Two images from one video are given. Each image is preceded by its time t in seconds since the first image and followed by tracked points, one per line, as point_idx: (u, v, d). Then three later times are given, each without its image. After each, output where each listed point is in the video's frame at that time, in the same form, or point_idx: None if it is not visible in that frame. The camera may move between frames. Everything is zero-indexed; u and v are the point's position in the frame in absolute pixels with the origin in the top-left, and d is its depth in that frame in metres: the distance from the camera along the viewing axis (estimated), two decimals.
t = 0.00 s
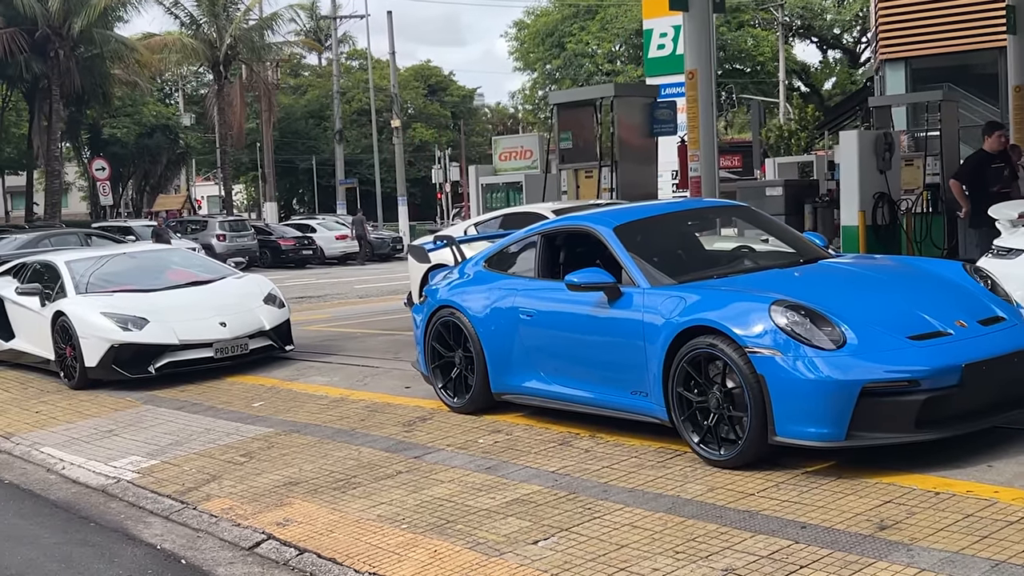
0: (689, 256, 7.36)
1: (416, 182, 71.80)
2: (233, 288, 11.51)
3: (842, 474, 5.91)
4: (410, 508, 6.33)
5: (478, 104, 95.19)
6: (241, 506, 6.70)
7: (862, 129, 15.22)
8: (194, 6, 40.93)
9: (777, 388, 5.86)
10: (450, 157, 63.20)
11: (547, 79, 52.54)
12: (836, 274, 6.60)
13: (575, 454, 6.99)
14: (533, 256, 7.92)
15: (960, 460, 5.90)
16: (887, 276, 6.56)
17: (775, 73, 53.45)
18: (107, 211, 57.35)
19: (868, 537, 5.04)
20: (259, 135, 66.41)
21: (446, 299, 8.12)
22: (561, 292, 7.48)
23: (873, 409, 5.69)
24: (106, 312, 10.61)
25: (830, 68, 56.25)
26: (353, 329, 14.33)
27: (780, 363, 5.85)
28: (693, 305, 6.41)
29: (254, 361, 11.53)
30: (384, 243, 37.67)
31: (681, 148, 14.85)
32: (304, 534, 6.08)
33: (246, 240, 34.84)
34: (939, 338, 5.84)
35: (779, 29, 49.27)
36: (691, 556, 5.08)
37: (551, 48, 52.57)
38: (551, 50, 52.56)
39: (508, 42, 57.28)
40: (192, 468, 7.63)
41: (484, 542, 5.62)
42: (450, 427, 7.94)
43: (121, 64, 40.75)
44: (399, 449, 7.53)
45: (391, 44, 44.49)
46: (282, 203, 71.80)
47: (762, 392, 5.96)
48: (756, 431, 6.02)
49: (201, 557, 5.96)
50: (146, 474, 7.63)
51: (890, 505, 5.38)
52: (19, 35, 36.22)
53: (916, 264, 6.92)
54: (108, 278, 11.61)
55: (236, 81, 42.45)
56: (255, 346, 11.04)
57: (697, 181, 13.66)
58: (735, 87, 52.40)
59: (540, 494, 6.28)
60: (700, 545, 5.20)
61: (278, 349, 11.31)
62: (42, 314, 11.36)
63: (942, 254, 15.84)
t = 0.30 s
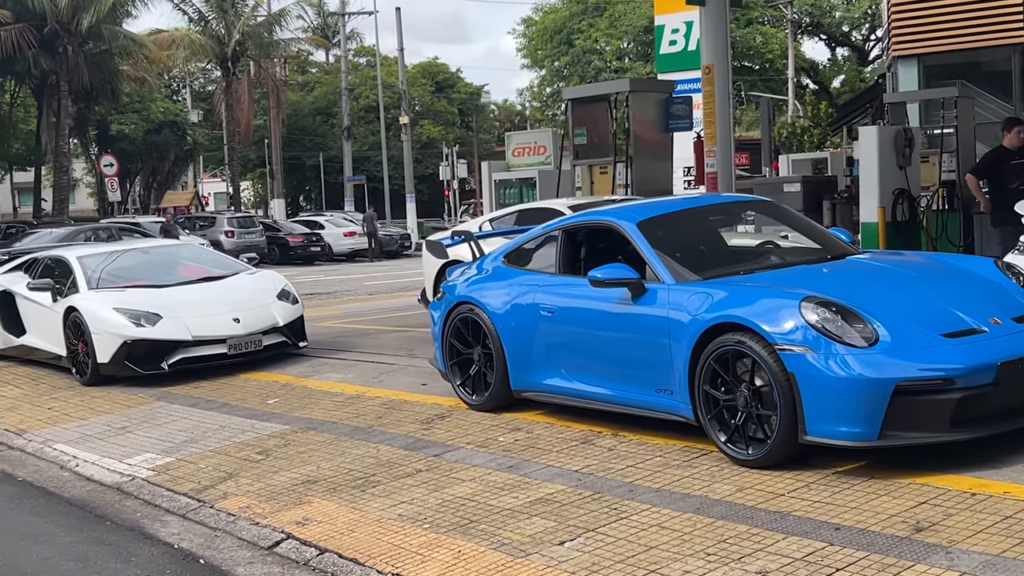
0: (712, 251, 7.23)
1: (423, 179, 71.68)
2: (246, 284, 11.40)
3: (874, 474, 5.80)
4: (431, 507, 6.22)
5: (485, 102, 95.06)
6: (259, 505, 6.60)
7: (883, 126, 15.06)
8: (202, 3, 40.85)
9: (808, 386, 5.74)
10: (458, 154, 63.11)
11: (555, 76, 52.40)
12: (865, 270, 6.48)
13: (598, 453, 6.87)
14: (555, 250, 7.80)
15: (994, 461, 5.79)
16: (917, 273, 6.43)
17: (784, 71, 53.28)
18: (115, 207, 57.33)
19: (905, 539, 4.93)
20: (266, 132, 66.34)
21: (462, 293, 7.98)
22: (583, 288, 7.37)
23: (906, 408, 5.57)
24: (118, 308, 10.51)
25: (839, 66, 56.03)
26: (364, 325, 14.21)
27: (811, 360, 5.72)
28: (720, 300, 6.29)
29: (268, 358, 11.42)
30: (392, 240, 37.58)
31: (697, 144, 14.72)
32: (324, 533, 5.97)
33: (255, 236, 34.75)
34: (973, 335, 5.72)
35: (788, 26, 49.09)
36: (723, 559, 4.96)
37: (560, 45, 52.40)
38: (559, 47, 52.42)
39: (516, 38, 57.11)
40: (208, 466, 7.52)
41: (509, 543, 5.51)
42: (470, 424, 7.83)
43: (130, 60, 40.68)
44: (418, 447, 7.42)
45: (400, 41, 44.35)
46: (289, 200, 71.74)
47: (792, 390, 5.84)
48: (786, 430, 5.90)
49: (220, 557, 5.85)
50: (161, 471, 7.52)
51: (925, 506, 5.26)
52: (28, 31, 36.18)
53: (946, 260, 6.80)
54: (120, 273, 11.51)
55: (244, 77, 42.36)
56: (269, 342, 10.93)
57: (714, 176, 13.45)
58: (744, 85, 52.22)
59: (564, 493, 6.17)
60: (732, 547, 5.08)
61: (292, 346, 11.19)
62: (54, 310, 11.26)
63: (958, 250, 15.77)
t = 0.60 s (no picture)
0: (734, 257, 7.08)
1: (430, 180, 71.55)
2: (258, 288, 11.26)
3: (906, 489, 5.66)
4: (451, 520, 6.07)
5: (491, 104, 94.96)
6: (274, 516, 6.45)
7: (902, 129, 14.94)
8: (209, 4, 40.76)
9: (840, 397, 5.59)
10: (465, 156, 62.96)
11: (563, 78, 52.28)
12: (894, 278, 6.33)
13: (620, 464, 6.75)
14: (573, 256, 7.64)
15: None
16: (949, 280, 6.28)
17: (792, 73, 53.06)
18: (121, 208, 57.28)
19: (943, 557, 4.78)
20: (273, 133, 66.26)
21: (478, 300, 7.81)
22: (604, 294, 7.22)
23: (941, 420, 5.42)
24: (128, 312, 10.36)
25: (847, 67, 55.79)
26: (376, 330, 14.07)
27: (843, 372, 5.57)
28: (747, 309, 6.15)
29: (279, 363, 11.27)
30: (400, 242, 37.42)
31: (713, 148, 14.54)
32: (342, 547, 5.82)
33: (262, 238, 34.60)
34: (1009, 346, 5.57)
35: (796, 27, 48.87)
36: None
37: (567, 47, 52.26)
38: (566, 49, 52.27)
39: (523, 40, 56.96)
40: (221, 475, 7.38)
41: (532, 559, 5.36)
42: (488, 433, 7.68)
43: (137, 61, 40.59)
44: (435, 457, 7.27)
45: (407, 41, 44.20)
46: (296, 201, 71.67)
47: (822, 401, 5.70)
48: (816, 442, 5.77)
49: (234, 571, 5.70)
50: (173, 481, 7.38)
51: (961, 523, 5.12)
52: (35, 32, 36.11)
53: (976, 267, 6.65)
54: (129, 276, 11.37)
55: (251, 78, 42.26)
56: (280, 347, 10.79)
57: (729, 180, 13.29)
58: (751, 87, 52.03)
59: (587, 506, 6.02)
60: (763, 565, 4.93)
61: (303, 351, 11.05)
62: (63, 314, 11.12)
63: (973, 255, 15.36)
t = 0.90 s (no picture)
0: (757, 261, 6.96)
1: (437, 183, 71.38)
2: (270, 292, 11.15)
3: (939, 499, 5.54)
4: (472, 529, 5.95)
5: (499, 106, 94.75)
6: (291, 524, 6.34)
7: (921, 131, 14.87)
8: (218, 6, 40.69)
9: (871, 406, 5.46)
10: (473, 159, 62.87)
11: (571, 80, 52.08)
12: (924, 283, 6.20)
13: (644, 472, 6.63)
14: (594, 260, 7.51)
15: None
16: (980, 286, 6.15)
17: (801, 75, 52.81)
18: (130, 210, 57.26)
19: (981, 569, 4.66)
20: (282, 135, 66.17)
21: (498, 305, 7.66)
22: (627, 298, 7.08)
23: (976, 429, 5.29)
24: (139, 316, 10.26)
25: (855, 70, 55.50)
26: (388, 334, 13.94)
27: (875, 379, 5.44)
28: (774, 315, 6.02)
29: (292, 367, 11.17)
30: (409, 244, 37.31)
31: (727, 150, 14.34)
32: (361, 556, 5.71)
33: (271, 241, 34.47)
34: None
35: (805, 30, 48.72)
36: None
37: (575, 48, 52.12)
38: (574, 50, 52.09)
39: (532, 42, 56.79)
40: (236, 482, 7.27)
41: (556, 570, 5.24)
42: (506, 440, 7.56)
43: (146, 63, 40.51)
44: (454, 464, 7.16)
45: (416, 44, 44.07)
46: (304, 204, 71.56)
47: (853, 409, 5.57)
48: (847, 451, 5.64)
49: None
50: (187, 488, 7.27)
51: (998, 535, 5.00)
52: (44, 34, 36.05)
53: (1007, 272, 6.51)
54: (141, 279, 11.26)
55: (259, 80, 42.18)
56: (293, 351, 10.69)
57: (745, 182, 13.10)
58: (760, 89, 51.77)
59: (611, 516, 5.90)
60: None
61: (316, 355, 10.94)
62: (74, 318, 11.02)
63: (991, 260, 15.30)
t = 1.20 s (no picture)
0: (783, 264, 6.86)
1: (445, 186, 71.18)
2: (285, 295, 11.03)
3: (979, 506, 5.44)
4: (499, 535, 5.84)
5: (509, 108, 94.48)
6: (315, 531, 6.23)
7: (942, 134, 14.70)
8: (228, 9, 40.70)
9: (910, 410, 5.35)
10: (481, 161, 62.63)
11: (577, 83, 51.92)
12: (960, 285, 6.09)
13: (673, 478, 6.53)
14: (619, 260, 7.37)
15: None
16: (1017, 288, 6.04)
17: (810, 78, 52.55)
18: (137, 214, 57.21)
19: None
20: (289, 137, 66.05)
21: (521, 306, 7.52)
22: (653, 301, 6.97)
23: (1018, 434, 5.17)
24: (155, 319, 10.15)
25: (865, 73, 55.21)
26: (403, 337, 13.82)
27: (914, 384, 5.32)
28: (808, 318, 5.91)
29: (308, 371, 11.06)
30: (417, 247, 37.19)
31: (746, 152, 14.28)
32: (388, 564, 5.59)
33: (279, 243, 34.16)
34: None
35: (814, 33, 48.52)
36: None
37: (583, 51, 51.94)
38: (582, 52, 51.89)
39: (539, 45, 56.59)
40: (256, 487, 7.16)
41: None
42: (529, 443, 7.44)
43: (155, 66, 40.49)
44: (478, 469, 7.04)
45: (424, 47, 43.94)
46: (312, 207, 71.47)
47: (891, 414, 5.46)
48: (885, 456, 5.53)
49: None
50: (207, 493, 7.16)
51: None
52: (52, 36, 35.98)
53: None
54: (154, 281, 11.16)
55: (268, 83, 42.16)
56: (310, 355, 10.58)
57: (764, 184, 12.98)
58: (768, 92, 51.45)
59: (642, 523, 5.79)
60: None
61: (332, 359, 10.82)
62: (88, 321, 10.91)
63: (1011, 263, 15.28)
